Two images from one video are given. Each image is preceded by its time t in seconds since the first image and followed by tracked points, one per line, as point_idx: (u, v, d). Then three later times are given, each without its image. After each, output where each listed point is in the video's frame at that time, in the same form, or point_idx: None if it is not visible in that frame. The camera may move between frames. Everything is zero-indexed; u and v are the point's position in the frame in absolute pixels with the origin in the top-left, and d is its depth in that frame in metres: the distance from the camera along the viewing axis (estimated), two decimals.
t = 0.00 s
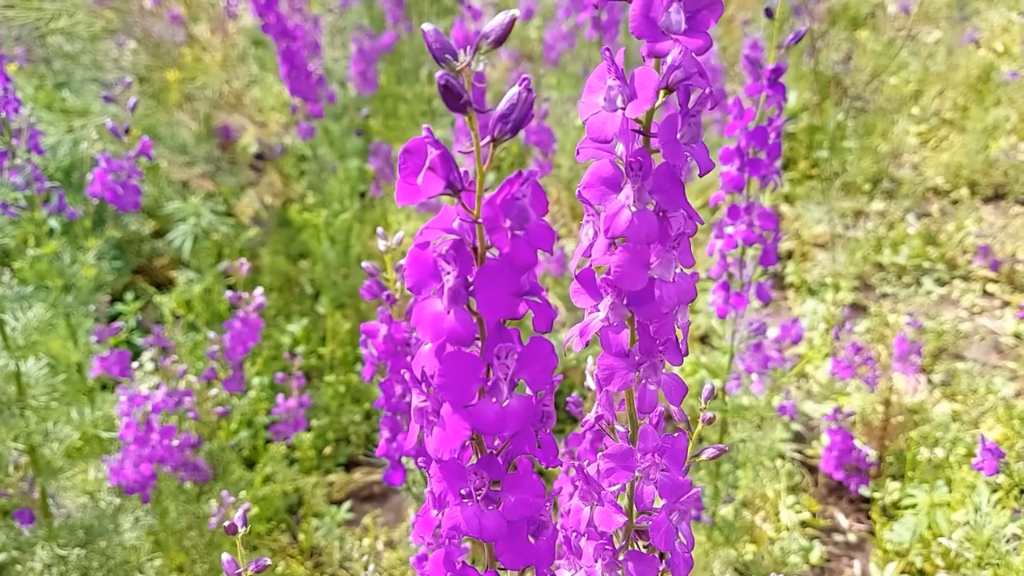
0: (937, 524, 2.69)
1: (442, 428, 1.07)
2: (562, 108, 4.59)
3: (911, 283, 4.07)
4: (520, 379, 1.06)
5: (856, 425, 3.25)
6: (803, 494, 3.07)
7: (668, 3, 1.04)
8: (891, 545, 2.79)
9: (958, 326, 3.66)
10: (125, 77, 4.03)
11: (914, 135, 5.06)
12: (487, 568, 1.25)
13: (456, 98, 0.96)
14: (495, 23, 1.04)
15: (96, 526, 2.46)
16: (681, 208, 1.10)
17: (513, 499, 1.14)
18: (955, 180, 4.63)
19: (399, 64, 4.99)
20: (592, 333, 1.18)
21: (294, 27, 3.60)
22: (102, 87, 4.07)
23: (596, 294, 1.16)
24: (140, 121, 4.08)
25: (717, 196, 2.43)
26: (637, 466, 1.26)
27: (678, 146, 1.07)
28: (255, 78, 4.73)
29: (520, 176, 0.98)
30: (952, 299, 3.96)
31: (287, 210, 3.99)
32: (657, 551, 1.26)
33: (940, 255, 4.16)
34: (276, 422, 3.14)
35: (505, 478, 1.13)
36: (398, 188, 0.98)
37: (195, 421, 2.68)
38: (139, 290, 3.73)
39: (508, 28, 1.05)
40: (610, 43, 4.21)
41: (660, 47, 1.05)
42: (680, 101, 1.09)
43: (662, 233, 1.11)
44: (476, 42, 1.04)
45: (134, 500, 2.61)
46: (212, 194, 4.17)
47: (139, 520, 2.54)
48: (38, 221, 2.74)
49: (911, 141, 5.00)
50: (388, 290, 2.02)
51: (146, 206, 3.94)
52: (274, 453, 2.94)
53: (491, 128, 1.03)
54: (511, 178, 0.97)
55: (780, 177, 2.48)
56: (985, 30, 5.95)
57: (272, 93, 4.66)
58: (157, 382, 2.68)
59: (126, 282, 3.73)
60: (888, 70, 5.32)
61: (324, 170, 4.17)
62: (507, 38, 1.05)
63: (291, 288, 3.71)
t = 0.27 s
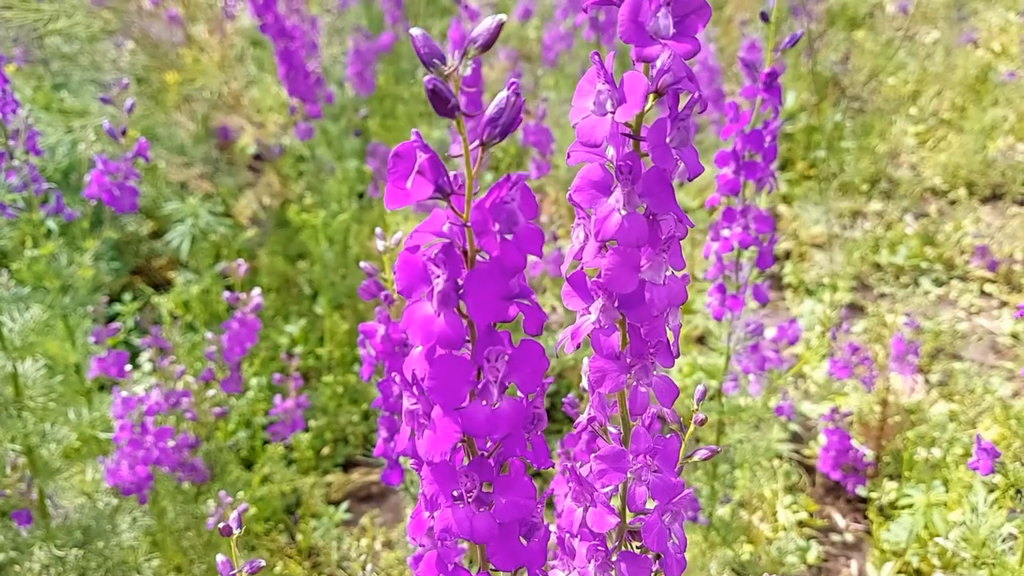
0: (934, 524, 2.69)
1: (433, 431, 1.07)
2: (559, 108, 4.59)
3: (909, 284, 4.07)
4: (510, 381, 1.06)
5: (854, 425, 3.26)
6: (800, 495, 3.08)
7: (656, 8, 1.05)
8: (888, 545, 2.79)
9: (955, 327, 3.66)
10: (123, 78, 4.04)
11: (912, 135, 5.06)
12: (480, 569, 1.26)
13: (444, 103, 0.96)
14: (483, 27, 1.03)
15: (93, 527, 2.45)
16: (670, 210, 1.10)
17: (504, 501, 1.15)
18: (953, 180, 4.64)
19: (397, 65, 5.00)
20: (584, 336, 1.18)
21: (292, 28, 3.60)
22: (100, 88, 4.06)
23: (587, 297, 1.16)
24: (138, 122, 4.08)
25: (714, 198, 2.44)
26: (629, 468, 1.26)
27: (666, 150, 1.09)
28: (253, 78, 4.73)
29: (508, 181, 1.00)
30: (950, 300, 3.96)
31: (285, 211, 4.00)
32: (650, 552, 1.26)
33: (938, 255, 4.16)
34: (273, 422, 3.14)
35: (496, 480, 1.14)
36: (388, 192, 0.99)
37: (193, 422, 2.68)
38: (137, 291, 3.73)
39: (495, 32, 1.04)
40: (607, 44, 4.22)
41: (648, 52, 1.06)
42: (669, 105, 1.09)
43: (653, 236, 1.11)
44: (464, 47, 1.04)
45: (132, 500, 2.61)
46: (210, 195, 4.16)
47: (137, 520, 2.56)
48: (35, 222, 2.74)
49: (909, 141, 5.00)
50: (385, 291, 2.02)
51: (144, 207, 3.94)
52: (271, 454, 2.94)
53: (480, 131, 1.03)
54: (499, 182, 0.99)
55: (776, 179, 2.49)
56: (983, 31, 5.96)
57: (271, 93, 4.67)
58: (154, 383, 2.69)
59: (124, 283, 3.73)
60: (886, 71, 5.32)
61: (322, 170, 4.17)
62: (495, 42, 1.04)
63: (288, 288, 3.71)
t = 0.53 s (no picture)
0: (933, 523, 2.70)
1: (435, 427, 1.08)
2: (559, 108, 4.60)
3: (908, 283, 4.08)
4: (512, 378, 1.07)
5: (853, 425, 3.26)
6: (800, 494, 3.09)
7: (656, 9, 1.07)
8: (888, 544, 2.80)
9: (954, 326, 3.67)
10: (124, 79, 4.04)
11: (911, 135, 5.07)
12: (482, 566, 1.27)
13: (445, 101, 0.97)
14: (484, 28, 1.04)
15: (94, 526, 2.45)
16: (671, 210, 1.11)
17: (506, 498, 1.15)
18: (952, 181, 4.65)
19: (397, 65, 5.00)
20: (585, 334, 1.18)
21: (292, 28, 3.61)
22: (101, 88, 4.07)
23: (588, 295, 1.17)
24: (139, 122, 4.09)
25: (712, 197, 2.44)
26: (631, 465, 1.27)
27: (667, 150, 1.10)
28: (253, 78, 4.73)
29: (509, 178, 1.00)
30: (949, 299, 3.97)
31: (285, 211, 4.00)
32: (651, 549, 1.27)
33: (937, 255, 4.17)
34: (274, 422, 3.14)
35: (499, 477, 1.15)
36: (390, 190, 0.99)
37: (194, 421, 2.68)
38: (138, 291, 3.74)
39: (496, 32, 1.04)
40: (607, 44, 4.22)
41: (649, 53, 1.07)
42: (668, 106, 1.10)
43: (654, 234, 1.12)
44: (465, 48, 1.04)
45: (133, 500, 2.64)
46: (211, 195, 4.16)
47: (138, 519, 2.56)
48: (37, 222, 2.75)
49: (908, 142, 5.01)
50: (384, 292, 2.02)
51: (145, 207, 3.95)
52: (272, 453, 2.95)
53: (482, 131, 1.04)
54: (501, 180, 0.99)
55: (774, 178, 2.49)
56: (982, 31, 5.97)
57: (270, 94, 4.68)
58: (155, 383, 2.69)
59: (125, 283, 3.74)
60: (886, 71, 5.33)
61: (322, 170, 4.18)
62: (496, 42, 1.05)
63: (289, 288, 3.71)
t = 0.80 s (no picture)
0: (934, 526, 2.70)
1: (443, 438, 1.08)
2: (560, 111, 4.61)
3: (908, 286, 4.08)
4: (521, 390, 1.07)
5: (854, 429, 3.26)
6: (801, 497, 3.09)
7: (666, 22, 1.08)
8: (889, 547, 2.80)
9: (955, 329, 3.68)
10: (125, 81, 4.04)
11: (910, 137, 5.08)
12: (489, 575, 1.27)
13: (459, 116, 0.97)
14: (496, 42, 1.04)
15: (96, 530, 2.44)
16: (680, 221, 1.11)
17: (513, 508, 1.15)
18: (952, 183, 4.65)
19: (397, 68, 5.00)
20: (593, 345, 1.19)
21: (294, 31, 3.61)
22: (102, 91, 4.06)
23: (596, 306, 1.18)
24: (140, 124, 4.08)
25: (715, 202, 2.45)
26: (637, 475, 1.27)
27: (677, 161, 1.09)
28: (254, 81, 4.73)
29: (520, 191, 1.00)
30: (949, 302, 3.98)
31: (286, 214, 3.99)
32: (658, 559, 1.28)
33: (937, 257, 4.18)
34: (275, 425, 3.14)
35: (506, 487, 1.15)
36: (401, 203, 0.99)
37: (196, 425, 2.68)
38: (138, 294, 3.73)
39: (509, 47, 1.05)
40: (607, 47, 4.23)
41: (658, 66, 1.07)
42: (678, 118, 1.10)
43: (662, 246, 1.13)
44: (478, 62, 1.05)
45: (134, 504, 2.64)
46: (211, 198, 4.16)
47: (139, 523, 2.55)
48: (39, 226, 2.74)
49: (907, 144, 5.02)
50: (389, 296, 2.02)
51: (145, 210, 3.94)
52: (273, 457, 2.95)
53: (493, 143, 1.04)
54: (512, 193, 0.99)
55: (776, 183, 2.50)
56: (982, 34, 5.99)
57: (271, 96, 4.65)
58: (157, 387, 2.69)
59: (125, 286, 3.73)
60: (885, 73, 5.34)
61: (323, 173, 4.17)
62: (509, 55, 1.06)
63: (290, 291, 3.71)
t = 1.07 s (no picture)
0: (934, 527, 2.69)
1: (439, 441, 1.08)
2: (558, 112, 4.61)
3: (907, 287, 4.08)
4: (516, 392, 1.07)
5: (854, 429, 3.26)
6: (800, 498, 3.09)
7: (662, 19, 1.07)
8: (889, 548, 2.80)
9: (954, 330, 3.68)
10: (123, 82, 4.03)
11: (909, 139, 5.08)
12: None
13: (449, 116, 0.97)
14: (486, 41, 1.05)
15: (94, 532, 2.45)
16: (677, 220, 1.10)
17: (510, 511, 1.15)
18: (951, 184, 4.65)
19: (396, 69, 5.00)
20: (591, 345, 1.18)
21: (292, 32, 3.60)
22: (100, 92, 4.05)
23: (593, 305, 1.17)
24: (139, 125, 4.07)
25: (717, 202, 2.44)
26: (636, 475, 1.26)
27: (673, 159, 1.09)
28: (253, 81, 4.72)
29: (512, 192, 0.98)
30: (948, 303, 3.98)
31: (284, 215, 3.99)
32: (656, 560, 1.27)
33: (936, 258, 4.18)
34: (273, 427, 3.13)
35: (502, 490, 1.14)
36: (393, 204, 0.99)
37: (193, 426, 2.67)
38: (136, 295, 3.72)
39: (500, 44, 1.06)
40: (606, 48, 4.23)
41: (655, 62, 1.06)
42: (674, 116, 1.11)
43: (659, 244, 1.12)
44: (467, 60, 1.04)
45: (132, 505, 2.61)
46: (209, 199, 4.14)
47: (138, 525, 2.55)
48: (36, 227, 2.73)
49: (906, 145, 5.02)
50: (388, 296, 2.01)
51: (143, 211, 3.93)
52: (271, 458, 2.94)
53: (485, 143, 1.03)
54: (504, 194, 0.98)
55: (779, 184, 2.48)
56: (980, 35, 6.00)
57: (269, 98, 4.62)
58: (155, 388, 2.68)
59: (123, 287, 3.72)
60: (884, 74, 5.34)
61: (321, 174, 4.17)
62: (499, 54, 1.06)
63: (288, 292, 3.70)
